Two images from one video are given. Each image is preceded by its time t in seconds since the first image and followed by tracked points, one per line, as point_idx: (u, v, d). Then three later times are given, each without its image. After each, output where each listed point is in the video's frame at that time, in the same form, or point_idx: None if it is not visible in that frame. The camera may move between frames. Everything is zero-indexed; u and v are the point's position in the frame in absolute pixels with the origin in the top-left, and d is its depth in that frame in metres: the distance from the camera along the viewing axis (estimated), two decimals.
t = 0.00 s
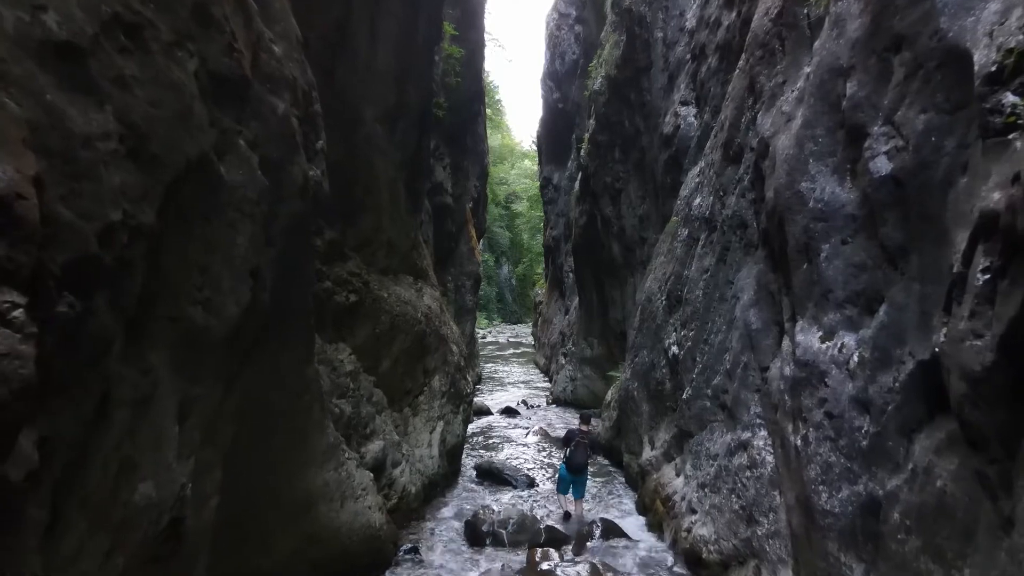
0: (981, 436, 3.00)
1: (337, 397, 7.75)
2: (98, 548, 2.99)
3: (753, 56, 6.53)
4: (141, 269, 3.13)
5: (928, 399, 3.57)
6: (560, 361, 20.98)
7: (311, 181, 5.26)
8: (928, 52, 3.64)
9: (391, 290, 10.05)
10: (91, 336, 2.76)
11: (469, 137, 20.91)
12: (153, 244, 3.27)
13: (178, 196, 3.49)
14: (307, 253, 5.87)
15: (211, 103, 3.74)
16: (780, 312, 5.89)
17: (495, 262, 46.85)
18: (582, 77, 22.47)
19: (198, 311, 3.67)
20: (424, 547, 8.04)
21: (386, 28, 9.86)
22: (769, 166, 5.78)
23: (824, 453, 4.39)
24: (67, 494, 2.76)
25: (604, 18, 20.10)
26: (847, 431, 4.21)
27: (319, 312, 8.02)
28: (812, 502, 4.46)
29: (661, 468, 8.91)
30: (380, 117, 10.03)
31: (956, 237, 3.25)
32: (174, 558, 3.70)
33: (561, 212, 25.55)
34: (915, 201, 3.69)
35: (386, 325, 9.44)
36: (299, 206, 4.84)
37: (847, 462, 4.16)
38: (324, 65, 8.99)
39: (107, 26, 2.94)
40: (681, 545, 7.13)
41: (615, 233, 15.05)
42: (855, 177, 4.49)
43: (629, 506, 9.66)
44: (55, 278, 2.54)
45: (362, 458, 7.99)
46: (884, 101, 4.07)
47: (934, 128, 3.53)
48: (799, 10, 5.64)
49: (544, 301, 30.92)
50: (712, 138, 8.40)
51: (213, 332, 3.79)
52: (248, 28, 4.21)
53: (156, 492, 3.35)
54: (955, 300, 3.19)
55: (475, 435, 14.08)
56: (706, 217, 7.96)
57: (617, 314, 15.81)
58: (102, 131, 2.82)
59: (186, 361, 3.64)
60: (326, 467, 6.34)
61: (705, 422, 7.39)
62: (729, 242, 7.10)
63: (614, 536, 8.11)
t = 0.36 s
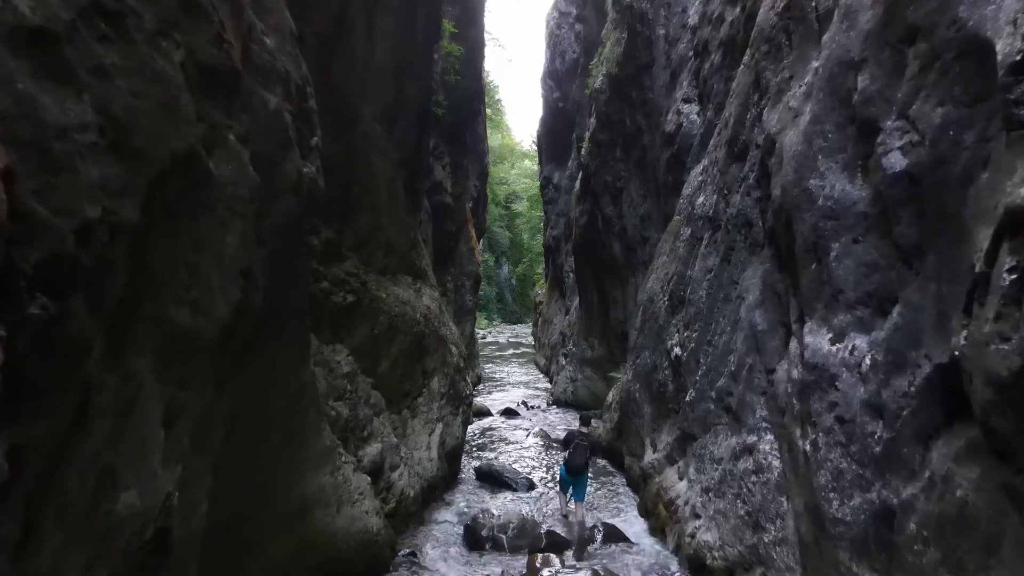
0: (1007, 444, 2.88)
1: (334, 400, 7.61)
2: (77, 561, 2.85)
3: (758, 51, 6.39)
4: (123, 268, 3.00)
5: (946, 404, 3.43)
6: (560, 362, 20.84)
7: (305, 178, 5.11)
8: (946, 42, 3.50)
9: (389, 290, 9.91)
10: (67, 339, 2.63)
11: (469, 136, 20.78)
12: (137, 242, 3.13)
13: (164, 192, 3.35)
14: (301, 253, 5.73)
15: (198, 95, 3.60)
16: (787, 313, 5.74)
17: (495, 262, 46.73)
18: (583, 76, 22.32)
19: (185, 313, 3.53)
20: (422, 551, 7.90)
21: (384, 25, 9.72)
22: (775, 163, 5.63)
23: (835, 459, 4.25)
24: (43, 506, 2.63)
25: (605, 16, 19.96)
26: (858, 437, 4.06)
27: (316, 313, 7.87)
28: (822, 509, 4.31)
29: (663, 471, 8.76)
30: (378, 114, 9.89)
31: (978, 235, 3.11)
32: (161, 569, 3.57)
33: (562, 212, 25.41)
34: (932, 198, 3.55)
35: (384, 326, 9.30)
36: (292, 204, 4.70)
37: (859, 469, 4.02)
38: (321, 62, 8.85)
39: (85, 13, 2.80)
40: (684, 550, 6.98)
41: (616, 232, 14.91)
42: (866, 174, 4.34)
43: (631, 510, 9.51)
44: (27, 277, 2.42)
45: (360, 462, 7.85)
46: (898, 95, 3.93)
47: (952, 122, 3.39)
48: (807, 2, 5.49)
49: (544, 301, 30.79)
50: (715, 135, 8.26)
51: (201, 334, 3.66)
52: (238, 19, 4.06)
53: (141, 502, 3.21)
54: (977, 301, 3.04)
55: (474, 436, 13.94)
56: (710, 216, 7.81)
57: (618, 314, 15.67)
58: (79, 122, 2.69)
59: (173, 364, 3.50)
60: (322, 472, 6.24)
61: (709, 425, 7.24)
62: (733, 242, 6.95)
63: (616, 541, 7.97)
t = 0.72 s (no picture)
0: None
1: (330, 402, 7.45)
2: None
3: (765, 45, 6.24)
4: (104, 269, 2.85)
5: (969, 411, 3.28)
6: (560, 362, 20.70)
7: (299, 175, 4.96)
8: (967, 31, 3.36)
9: (388, 290, 9.75)
10: (39, 344, 2.49)
11: (469, 135, 20.64)
12: (118, 241, 2.98)
13: (148, 189, 3.20)
14: (295, 251, 5.58)
15: (185, 87, 3.44)
16: (795, 313, 5.59)
17: (495, 262, 46.58)
18: (583, 74, 22.18)
19: (171, 316, 3.37)
20: (422, 557, 7.74)
21: (383, 20, 9.56)
22: (784, 160, 5.48)
23: (849, 467, 4.09)
24: (14, 521, 2.47)
25: (606, 14, 19.80)
26: (874, 443, 3.91)
27: (312, 313, 7.70)
28: (835, 518, 4.15)
29: (667, 475, 8.61)
30: (376, 111, 9.73)
31: (1007, 234, 2.96)
32: None
33: (562, 211, 25.26)
34: (954, 193, 3.40)
35: (382, 326, 9.14)
36: (286, 201, 4.55)
37: (874, 477, 3.86)
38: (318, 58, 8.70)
39: None
40: (688, 556, 6.83)
41: (617, 232, 14.76)
42: (879, 170, 4.19)
43: (633, 514, 9.36)
44: None
45: (358, 465, 7.69)
46: (915, 87, 3.78)
47: (976, 114, 3.24)
48: None
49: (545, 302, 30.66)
50: (720, 132, 8.11)
51: (188, 338, 3.50)
52: (228, 8, 3.91)
53: (123, 514, 3.05)
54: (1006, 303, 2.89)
55: (474, 438, 13.78)
56: (714, 215, 7.66)
57: (620, 315, 15.51)
58: (53, 112, 2.54)
59: (159, 368, 3.35)
60: (317, 477, 6.12)
61: (714, 428, 7.08)
62: (739, 241, 6.79)
63: (619, 546, 7.81)
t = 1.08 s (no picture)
0: None
1: (328, 405, 7.29)
2: None
3: (773, 38, 6.08)
4: (79, 268, 2.70)
5: (995, 417, 3.13)
6: (561, 363, 20.55)
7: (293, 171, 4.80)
8: (992, 18, 3.23)
9: (387, 290, 9.59)
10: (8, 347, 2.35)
11: (469, 134, 20.50)
12: (97, 238, 2.82)
13: (131, 184, 3.05)
14: (289, 250, 5.43)
15: (170, 78, 3.29)
16: (805, 314, 5.43)
17: (495, 262, 46.47)
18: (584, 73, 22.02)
19: (155, 317, 3.22)
20: (421, 563, 7.58)
21: (382, 15, 9.40)
22: (793, 157, 5.32)
23: (864, 474, 3.93)
24: None
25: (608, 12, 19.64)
26: (890, 450, 3.75)
27: (309, 314, 7.54)
28: (849, 528, 3.99)
29: (670, 478, 8.45)
30: (374, 108, 9.57)
31: None
32: None
33: (563, 211, 25.12)
34: (978, 187, 3.27)
35: (380, 327, 8.98)
36: (278, 199, 4.39)
37: (891, 486, 3.70)
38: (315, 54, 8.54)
39: None
40: (693, 563, 6.67)
41: (619, 231, 14.61)
42: (895, 166, 4.03)
43: (635, 517, 9.21)
44: None
45: (355, 469, 7.53)
46: (934, 79, 3.63)
47: (1001, 104, 3.12)
48: None
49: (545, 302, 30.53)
50: (725, 129, 7.95)
51: (174, 340, 3.35)
52: None
53: (103, 527, 2.89)
54: None
55: (473, 440, 13.62)
56: (719, 214, 7.50)
57: (621, 315, 15.36)
58: (23, 102, 2.40)
59: (143, 372, 3.19)
60: (313, 482, 5.98)
61: (719, 431, 6.93)
62: (745, 240, 6.63)
63: (622, 552, 7.65)
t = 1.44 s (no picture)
0: None
1: (324, 408, 7.12)
2: None
3: (781, 31, 5.92)
4: (53, 267, 2.54)
5: None
6: (562, 364, 20.39)
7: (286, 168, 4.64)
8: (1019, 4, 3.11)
9: (385, 290, 9.43)
10: None
11: (469, 133, 20.33)
12: (72, 236, 2.65)
13: (113, 179, 2.89)
14: (282, 248, 5.26)
15: (153, 68, 3.13)
16: (815, 315, 5.26)
17: (495, 262, 46.34)
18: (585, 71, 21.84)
19: (138, 319, 3.06)
20: (419, 569, 7.42)
21: (380, 10, 9.23)
22: (803, 152, 5.16)
23: (880, 483, 3.77)
24: None
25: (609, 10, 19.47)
26: (909, 459, 3.58)
27: (305, 314, 7.38)
28: (865, 539, 3.82)
29: (674, 482, 8.29)
30: (372, 105, 9.41)
31: None
32: None
33: (563, 211, 24.96)
34: (1003, 181, 3.14)
35: (378, 328, 8.82)
36: (270, 195, 4.22)
37: (910, 495, 3.55)
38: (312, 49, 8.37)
39: None
40: (698, 570, 6.51)
41: (620, 231, 14.45)
42: (912, 161, 3.88)
43: (638, 521, 9.07)
44: None
45: (352, 474, 7.36)
46: (956, 70, 3.49)
47: None
48: None
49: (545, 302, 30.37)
50: (730, 126, 7.79)
51: (158, 343, 3.18)
52: None
53: (80, 543, 2.73)
54: None
55: (473, 442, 13.46)
56: (725, 212, 7.34)
57: (623, 315, 15.20)
58: None
59: (124, 377, 3.04)
60: (308, 488, 5.82)
61: (724, 435, 6.77)
62: (751, 239, 6.47)
63: (625, 559, 7.48)
